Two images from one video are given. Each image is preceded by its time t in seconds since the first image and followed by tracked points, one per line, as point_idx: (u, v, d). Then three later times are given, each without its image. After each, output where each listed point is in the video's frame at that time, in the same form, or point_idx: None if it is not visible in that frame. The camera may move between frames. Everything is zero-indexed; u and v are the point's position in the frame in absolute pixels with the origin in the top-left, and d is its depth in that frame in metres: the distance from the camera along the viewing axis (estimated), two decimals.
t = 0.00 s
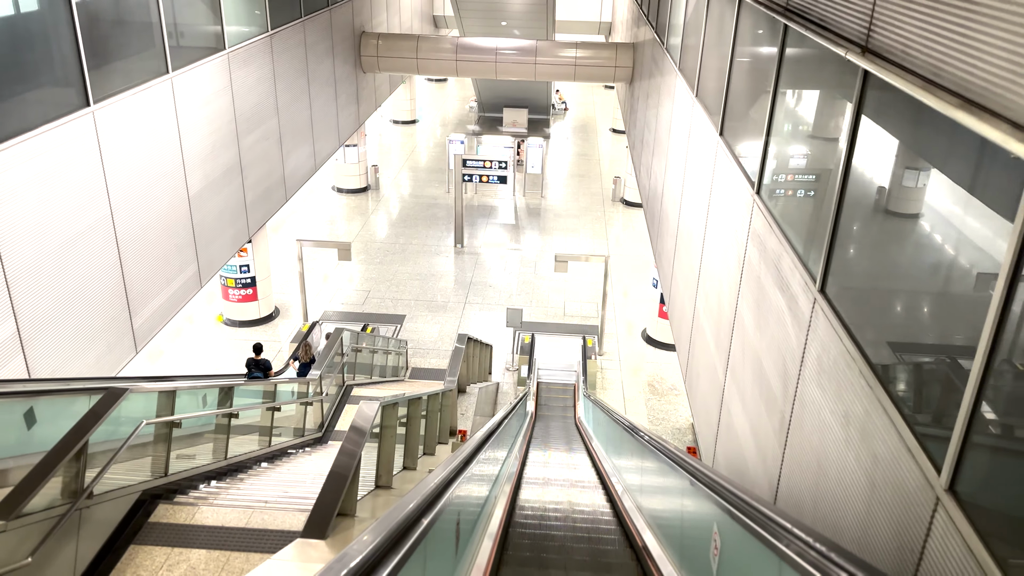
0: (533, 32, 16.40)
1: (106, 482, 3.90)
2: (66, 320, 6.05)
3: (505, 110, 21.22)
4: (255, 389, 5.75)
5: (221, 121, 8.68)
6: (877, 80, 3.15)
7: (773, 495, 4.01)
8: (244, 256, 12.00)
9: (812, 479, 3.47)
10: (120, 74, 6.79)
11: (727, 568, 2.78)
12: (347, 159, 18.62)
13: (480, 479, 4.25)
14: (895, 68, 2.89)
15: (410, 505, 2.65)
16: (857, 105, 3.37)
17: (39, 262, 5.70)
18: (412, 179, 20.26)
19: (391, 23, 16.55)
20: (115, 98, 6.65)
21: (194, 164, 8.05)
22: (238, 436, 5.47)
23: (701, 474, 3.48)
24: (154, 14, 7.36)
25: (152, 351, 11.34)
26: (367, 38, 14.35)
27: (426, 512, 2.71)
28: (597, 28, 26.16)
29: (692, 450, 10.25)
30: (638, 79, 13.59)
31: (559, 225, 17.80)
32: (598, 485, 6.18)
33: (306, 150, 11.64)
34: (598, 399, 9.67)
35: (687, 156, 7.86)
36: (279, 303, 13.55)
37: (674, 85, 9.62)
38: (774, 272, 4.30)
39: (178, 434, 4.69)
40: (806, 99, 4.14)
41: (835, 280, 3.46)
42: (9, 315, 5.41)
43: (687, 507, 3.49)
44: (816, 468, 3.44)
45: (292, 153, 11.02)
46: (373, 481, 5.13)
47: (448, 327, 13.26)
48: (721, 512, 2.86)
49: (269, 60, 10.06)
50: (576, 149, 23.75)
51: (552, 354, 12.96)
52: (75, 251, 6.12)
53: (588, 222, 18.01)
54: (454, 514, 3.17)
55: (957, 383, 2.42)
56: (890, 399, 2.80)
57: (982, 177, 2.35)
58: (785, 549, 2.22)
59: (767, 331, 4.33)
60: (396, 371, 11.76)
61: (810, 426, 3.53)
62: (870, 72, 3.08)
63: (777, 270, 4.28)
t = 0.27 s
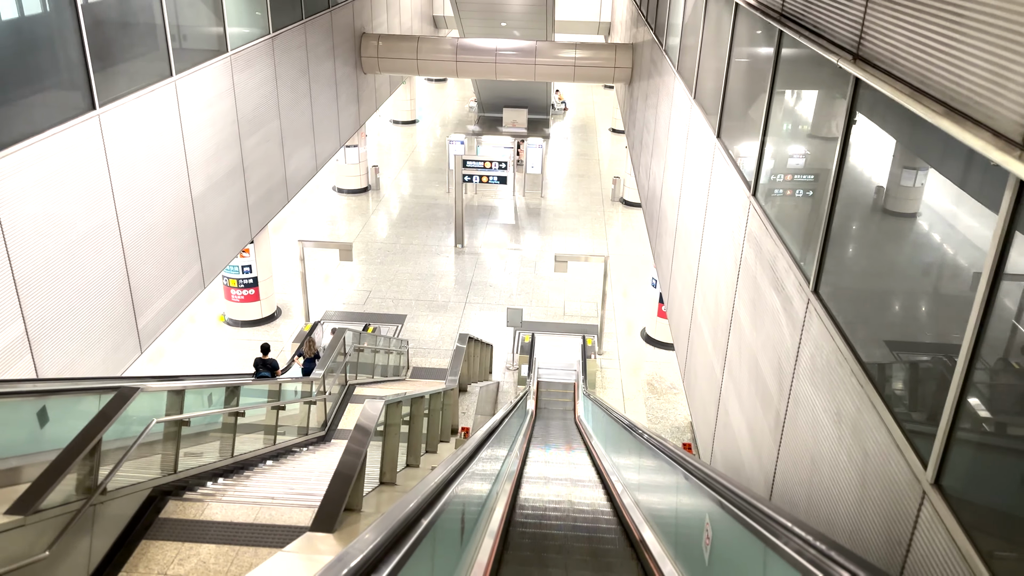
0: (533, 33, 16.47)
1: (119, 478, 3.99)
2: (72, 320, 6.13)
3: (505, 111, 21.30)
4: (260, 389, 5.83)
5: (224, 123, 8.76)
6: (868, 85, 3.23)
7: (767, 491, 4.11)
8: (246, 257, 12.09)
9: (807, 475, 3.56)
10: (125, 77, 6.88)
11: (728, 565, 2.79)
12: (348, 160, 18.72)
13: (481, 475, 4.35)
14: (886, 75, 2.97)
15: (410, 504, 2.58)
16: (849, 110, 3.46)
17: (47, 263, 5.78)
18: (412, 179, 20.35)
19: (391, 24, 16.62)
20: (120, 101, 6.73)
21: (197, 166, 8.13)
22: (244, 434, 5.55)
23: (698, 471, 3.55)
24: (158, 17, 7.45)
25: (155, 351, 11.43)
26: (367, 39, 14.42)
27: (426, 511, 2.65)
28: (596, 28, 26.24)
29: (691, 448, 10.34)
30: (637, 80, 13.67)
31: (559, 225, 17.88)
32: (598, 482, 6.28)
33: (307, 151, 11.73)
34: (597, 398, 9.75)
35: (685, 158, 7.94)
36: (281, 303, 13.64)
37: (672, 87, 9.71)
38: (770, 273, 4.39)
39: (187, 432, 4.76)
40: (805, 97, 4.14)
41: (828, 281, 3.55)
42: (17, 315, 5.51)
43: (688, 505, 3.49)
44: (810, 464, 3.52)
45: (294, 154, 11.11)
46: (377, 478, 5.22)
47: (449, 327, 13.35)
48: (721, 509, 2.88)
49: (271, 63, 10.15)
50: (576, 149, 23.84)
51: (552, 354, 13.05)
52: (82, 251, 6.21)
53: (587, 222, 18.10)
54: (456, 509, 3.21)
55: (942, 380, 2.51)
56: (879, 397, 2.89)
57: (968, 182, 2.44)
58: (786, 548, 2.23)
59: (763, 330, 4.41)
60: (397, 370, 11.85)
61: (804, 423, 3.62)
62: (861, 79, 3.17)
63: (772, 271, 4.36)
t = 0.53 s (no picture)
0: (532, 34, 16.56)
1: (131, 475, 4.08)
2: (80, 320, 6.22)
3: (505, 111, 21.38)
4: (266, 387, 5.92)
5: (227, 124, 8.85)
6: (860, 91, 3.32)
7: (763, 487, 4.19)
8: (249, 257, 12.18)
9: (800, 470, 3.65)
10: (130, 79, 6.96)
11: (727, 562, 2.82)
12: (349, 160, 18.83)
13: (483, 472, 4.45)
14: (876, 82, 3.05)
15: (410, 504, 2.57)
16: (841, 117, 3.56)
17: (55, 264, 5.87)
18: (413, 179, 20.44)
19: (392, 25, 16.70)
20: (125, 104, 6.82)
21: (201, 167, 8.22)
22: (250, 432, 5.65)
23: (695, 466, 3.63)
24: (163, 20, 7.53)
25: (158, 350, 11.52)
26: (368, 41, 14.51)
27: (427, 510, 2.64)
28: (595, 29, 26.32)
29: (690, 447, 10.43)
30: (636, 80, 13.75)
31: (559, 225, 17.97)
32: (597, 479, 6.38)
33: (309, 152, 11.81)
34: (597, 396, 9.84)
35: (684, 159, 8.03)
36: (284, 302, 13.73)
37: (670, 88, 9.80)
38: (766, 273, 4.48)
39: (196, 429, 4.85)
40: (803, 97, 4.17)
41: (822, 281, 3.64)
42: (26, 314, 5.60)
43: (687, 504, 3.51)
44: (804, 460, 3.62)
45: (295, 155, 11.19)
46: (381, 474, 5.33)
47: (450, 326, 13.44)
48: (720, 508, 2.90)
49: (273, 65, 10.24)
50: (576, 149, 23.93)
51: (552, 353, 13.14)
52: (89, 251, 6.30)
53: (587, 221, 18.19)
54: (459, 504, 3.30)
55: (929, 377, 2.60)
56: (869, 395, 2.99)
57: (953, 185, 2.52)
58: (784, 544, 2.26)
59: (759, 329, 4.51)
60: (398, 369, 11.95)
61: (798, 420, 3.71)
62: (853, 85, 3.26)
63: (768, 271, 4.46)
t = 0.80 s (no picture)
0: (533, 35, 16.63)
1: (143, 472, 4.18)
2: (87, 320, 6.30)
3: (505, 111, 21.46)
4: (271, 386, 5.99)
5: (230, 126, 8.94)
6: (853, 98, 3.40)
7: (759, 483, 4.28)
8: (252, 257, 12.28)
9: (795, 466, 3.74)
10: (136, 82, 7.05)
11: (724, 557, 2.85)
12: (351, 161, 18.93)
13: (485, 468, 4.56)
14: (867, 88, 3.14)
15: (412, 502, 2.56)
16: (834, 123, 3.66)
17: (62, 265, 5.96)
18: (414, 179, 20.53)
19: (392, 26, 16.78)
20: (131, 106, 6.91)
21: (205, 169, 8.31)
22: (257, 430, 5.74)
23: (692, 461, 3.70)
24: (167, 23, 7.62)
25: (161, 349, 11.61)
26: (369, 42, 14.60)
27: (428, 508, 2.63)
28: (595, 29, 26.42)
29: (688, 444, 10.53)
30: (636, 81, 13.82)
31: (559, 224, 18.06)
32: (597, 475, 6.50)
33: (311, 153, 11.90)
34: (597, 395, 9.94)
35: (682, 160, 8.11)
36: (286, 302, 13.82)
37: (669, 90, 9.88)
38: (762, 273, 4.58)
39: (205, 427, 4.94)
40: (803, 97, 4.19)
41: (815, 282, 3.73)
42: (35, 314, 5.69)
43: (687, 501, 3.53)
44: (798, 456, 3.71)
45: (298, 156, 11.28)
46: (386, 470, 5.43)
47: (451, 325, 13.54)
48: (718, 504, 2.92)
49: (276, 67, 10.33)
50: (575, 149, 24.03)
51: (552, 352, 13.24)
52: (96, 252, 6.40)
53: (587, 221, 18.28)
54: (462, 500, 3.39)
55: (916, 375, 2.69)
56: (860, 393, 3.08)
57: (941, 191, 2.61)
58: (783, 540, 2.25)
59: (755, 329, 4.60)
60: (400, 368, 12.04)
61: (792, 417, 3.81)
62: (845, 92, 3.34)
63: (764, 271, 4.55)
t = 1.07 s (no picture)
0: (533, 36, 16.71)
1: (155, 466, 4.26)
2: (93, 320, 6.39)
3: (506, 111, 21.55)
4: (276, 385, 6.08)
5: (234, 127, 9.03)
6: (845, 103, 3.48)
7: (756, 479, 4.37)
8: (255, 257, 12.37)
9: (790, 463, 3.83)
10: (141, 85, 7.14)
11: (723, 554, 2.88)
12: (352, 161, 19.03)
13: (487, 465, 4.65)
14: (858, 95, 3.23)
15: (413, 500, 2.62)
16: (828, 128, 3.75)
17: (70, 266, 6.05)
18: (415, 179, 20.62)
19: (393, 26, 16.87)
20: (136, 108, 6.99)
21: (209, 169, 8.39)
22: (262, 428, 5.84)
23: (689, 458, 3.78)
24: (172, 26, 7.70)
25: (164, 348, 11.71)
26: (370, 43, 14.68)
27: (425, 513, 2.61)
28: (595, 29, 26.51)
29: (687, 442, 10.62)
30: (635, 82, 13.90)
31: (559, 224, 18.15)
32: (597, 473, 6.58)
33: (313, 153, 11.98)
34: (597, 393, 10.03)
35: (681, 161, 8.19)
36: (288, 301, 13.91)
37: (668, 91, 9.95)
38: (758, 274, 4.66)
39: (213, 425, 5.03)
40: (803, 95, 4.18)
41: (810, 283, 3.82)
42: (43, 314, 5.79)
43: (686, 499, 3.58)
44: (793, 453, 3.79)
45: (300, 156, 11.36)
46: (390, 467, 5.52)
47: (452, 324, 13.63)
48: (717, 502, 2.96)
49: (278, 69, 10.41)
50: (575, 149, 24.13)
51: (552, 351, 13.34)
52: (103, 252, 6.48)
53: (587, 221, 18.37)
54: (464, 496, 3.48)
55: (905, 374, 2.78)
56: (853, 391, 3.16)
57: (928, 195, 2.70)
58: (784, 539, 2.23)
59: (752, 328, 4.68)
60: (402, 367, 12.14)
61: (788, 415, 3.89)
62: (837, 98, 3.43)
63: (760, 272, 4.63)
